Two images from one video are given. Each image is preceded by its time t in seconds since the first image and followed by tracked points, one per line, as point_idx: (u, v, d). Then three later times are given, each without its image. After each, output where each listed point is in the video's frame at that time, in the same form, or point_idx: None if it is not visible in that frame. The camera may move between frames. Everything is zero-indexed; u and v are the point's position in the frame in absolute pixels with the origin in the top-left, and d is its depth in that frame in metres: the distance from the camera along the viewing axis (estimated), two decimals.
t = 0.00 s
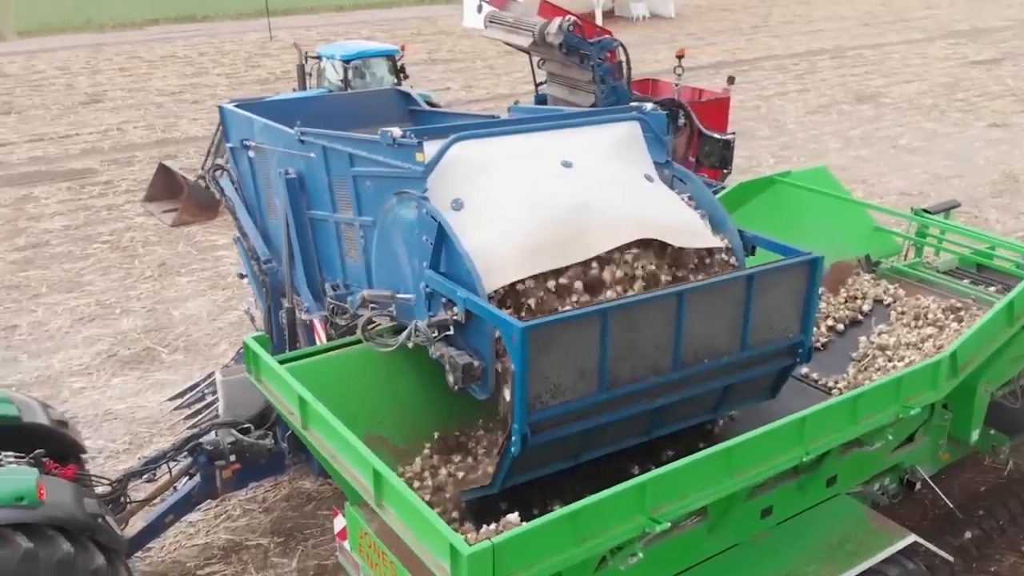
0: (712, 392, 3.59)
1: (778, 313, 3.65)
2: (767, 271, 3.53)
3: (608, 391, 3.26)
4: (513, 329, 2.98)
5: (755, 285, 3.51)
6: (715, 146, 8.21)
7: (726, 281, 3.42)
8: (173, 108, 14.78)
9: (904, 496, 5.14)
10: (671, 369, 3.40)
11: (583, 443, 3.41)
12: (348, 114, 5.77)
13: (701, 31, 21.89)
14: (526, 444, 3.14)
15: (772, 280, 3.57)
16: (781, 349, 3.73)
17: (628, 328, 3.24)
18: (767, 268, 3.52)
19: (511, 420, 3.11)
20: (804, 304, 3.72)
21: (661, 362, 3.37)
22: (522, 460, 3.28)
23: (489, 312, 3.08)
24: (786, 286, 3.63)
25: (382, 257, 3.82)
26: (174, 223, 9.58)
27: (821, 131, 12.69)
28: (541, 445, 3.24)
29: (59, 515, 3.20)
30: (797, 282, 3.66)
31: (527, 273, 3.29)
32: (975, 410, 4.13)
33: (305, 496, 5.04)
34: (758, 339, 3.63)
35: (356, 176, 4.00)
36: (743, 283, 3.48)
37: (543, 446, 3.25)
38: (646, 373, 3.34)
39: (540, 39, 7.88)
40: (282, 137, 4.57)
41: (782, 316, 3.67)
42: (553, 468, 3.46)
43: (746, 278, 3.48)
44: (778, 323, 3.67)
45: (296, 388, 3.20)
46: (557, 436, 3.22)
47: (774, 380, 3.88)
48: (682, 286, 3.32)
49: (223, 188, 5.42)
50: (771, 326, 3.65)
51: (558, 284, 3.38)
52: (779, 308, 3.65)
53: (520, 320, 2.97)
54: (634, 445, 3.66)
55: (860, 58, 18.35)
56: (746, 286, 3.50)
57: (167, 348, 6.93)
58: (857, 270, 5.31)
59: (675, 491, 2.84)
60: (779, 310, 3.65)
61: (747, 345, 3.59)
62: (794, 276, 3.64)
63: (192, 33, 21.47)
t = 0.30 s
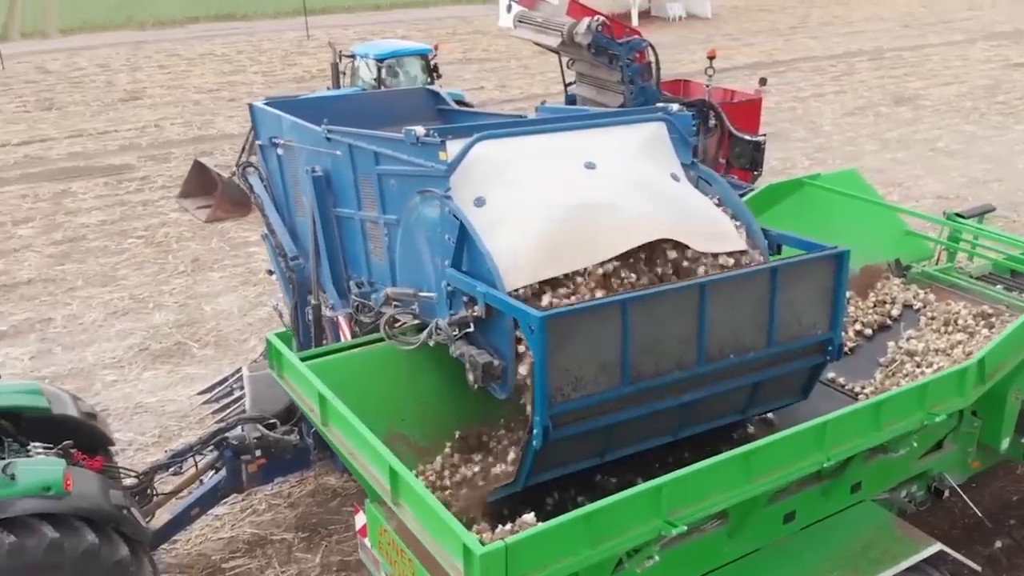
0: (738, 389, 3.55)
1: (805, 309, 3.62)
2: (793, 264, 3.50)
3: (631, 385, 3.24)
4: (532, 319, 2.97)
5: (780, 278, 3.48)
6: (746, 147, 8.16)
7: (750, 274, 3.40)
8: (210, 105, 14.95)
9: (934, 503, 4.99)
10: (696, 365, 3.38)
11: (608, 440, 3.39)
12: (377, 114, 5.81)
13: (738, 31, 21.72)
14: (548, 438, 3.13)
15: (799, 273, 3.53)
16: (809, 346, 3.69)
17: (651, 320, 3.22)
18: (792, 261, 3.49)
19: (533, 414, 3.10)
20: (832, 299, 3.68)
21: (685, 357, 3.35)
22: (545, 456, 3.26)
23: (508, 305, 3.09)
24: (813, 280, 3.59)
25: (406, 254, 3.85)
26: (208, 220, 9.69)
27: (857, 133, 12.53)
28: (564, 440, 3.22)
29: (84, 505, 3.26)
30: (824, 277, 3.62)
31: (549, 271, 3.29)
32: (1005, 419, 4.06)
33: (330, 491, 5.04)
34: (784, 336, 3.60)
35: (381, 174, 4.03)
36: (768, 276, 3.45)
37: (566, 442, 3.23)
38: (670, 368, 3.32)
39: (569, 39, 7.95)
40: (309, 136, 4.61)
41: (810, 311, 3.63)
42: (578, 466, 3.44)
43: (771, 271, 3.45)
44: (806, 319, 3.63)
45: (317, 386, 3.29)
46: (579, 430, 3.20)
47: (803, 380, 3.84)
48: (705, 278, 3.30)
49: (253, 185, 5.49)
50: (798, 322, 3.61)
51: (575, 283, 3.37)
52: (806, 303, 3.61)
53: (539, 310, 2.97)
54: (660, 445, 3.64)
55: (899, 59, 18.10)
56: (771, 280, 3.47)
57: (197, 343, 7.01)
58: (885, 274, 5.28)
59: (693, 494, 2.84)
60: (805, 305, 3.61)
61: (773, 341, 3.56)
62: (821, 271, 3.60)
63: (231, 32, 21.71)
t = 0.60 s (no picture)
0: (761, 387, 3.52)
1: (828, 306, 3.58)
2: (814, 259, 3.47)
3: (649, 381, 3.22)
4: (547, 311, 2.97)
5: (801, 274, 3.45)
6: (770, 148, 8.11)
7: (770, 268, 3.37)
8: (237, 104, 15.06)
9: (956, 509, 4.84)
10: (716, 361, 3.35)
11: (627, 438, 3.37)
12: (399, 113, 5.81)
13: (765, 32, 21.57)
14: (566, 433, 3.11)
15: (820, 269, 3.51)
16: (833, 344, 3.65)
17: (669, 314, 3.21)
18: (813, 257, 3.46)
19: (549, 409, 3.10)
20: (855, 296, 3.64)
21: (705, 353, 3.33)
22: (563, 453, 3.25)
23: (524, 299, 3.09)
24: (835, 276, 3.56)
25: (426, 253, 3.86)
26: (234, 217, 9.76)
27: (884, 135, 12.40)
28: (582, 436, 3.21)
29: (105, 499, 3.29)
30: (847, 273, 3.59)
31: (567, 268, 3.29)
32: None
33: (349, 488, 5.06)
34: (806, 333, 3.56)
35: (401, 173, 4.05)
36: (788, 271, 3.42)
37: (584, 439, 3.22)
38: (689, 364, 3.30)
39: (591, 39, 7.96)
40: (332, 134, 4.63)
41: (832, 308, 3.59)
42: (598, 465, 3.42)
43: (791, 266, 3.43)
44: (828, 316, 3.60)
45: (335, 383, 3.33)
46: (598, 427, 3.19)
47: (828, 380, 3.80)
48: (723, 273, 3.29)
49: (276, 183, 5.52)
50: (821, 319, 3.58)
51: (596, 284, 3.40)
52: (828, 299, 3.57)
53: (554, 302, 2.96)
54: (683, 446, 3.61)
55: (927, 60, 17.90)
56: (792, 275, 3.44)
57: (221, 339, 7.06)
58: (908, 277, 5.17)
59: (708, 498, 2.84)
60: (828, 302, 3.58)
61: (795, 338, 3.53)
62: (843, 266, 3.57)
63: (259, 31, 21.86)
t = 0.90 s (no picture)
0: (779, 391, 3.50)
1: (847, 309, 3.56)
2: (834, 262, 3.45)
3: (665, 384, 3.21)
4: (563, 314, 2.97)
5: (821, 277, 3.43)
6: (791, 149, 8.06)
7: (789, 271, 3.35)
8: (260, 102, 15.15)
9: (974, 514, 4.69)
10: (733, 365, 3.34)
11: (643, 441, 3.36)
12: (419, 112, 5.83)
13: (788, 32, 21.45)
14: (580, 436, 3.11)
15: (840, 272, 3.48)
16: (852, 347, 3.62)
17: (685, 316, 3.19)
18: (833, 260, 3.44)
19: (564, 411, 3.09)
20: (875, 300, 3.61)
21: (722, 356, 3.31)
22: (578, 455, 3.25)
23: (539, 299, 3.09)
24: (855, 278, 3.54)
25: (443, 253, 3.88)
26: (256, 215, 9.81)
27: (907, 136, 12.30)
28: (597, 439, 3.20)
29: (123, 495, 3.33)
30: (867, 276, 3.56)
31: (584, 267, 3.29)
32: None
33: (365, 486, 5.08)
34: (825, 337, 3.54)
35: (420, 172, 4.06)
36: (808, 274, 3.40)
37: (600, 441, 3.22)
38: (706, 368, 3.29)
39: (612, 39, 7.95)
40: (352, 134, 4.65)
41: (852, 311, 3.57)
42: (613, 467, 3.42)
43: (811, 269, 3.40)
44: (848, 320, 3.57)
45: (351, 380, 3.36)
46: (613, 430, 3.18)
47: (847, 383, 3.77)
48: (741, 275, 3.27)
49: (296, 181, 5.55)
50: (841, 322, 3.55)
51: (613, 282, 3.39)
52: (847, 302, 3.55)
53: (570, 305, 2.96)
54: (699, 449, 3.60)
55: (951, 62, 17.73)
56: (811, 278, 3.42)
57: (240, 336, 7.11)
58: (929, 281, 5.15)
59: (724, 501, 2.84)
60: (847, 304, 3.55)
61: (814, 342, 3.51)
62: (863, 269, 3.54)
63: (283, 30, 21.97)
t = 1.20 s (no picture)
0: (791, 393, 3.49)
1: (859, 310, 3.54)
2: (847, 263, 3.43)
3: (675, 385, 3.20)
4: (574, 314, 2.96)
5: (833, 278, 3.41)
6: (803, 149, 8.02)
7: (801, 272, 3.34)
8: (273, 102, 15.19)
9: (984, 518, 4.66)
10: (744, 366, 3.33)
11: (654, 441, 3.35)
12: (431, 112, 5.83)
13: (801, 32, 21.37)
14: (590, 436, 3.10)
15: (852, 273, 3.46)
16: (864, 349, 3.60)
17: (696, 317, 3.18)
18: (845, 260, 3.42)
19: (574, 411, 3.09)
20: (887, 301, 3.59)
21: (733, 357, 3.30)
22: (587, 456, 3.24)
23: (549, 299, 3.09)
24: (867, 279, 3.52)
25: (455, 254, 3.88)
26: (267, 214, 9.84)
27: (920, 137, 12.23)
28: (607, 440, 3.19)
29: (133, 493, 3.34)
30: (879, 277, 3.54)
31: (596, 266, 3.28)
32: None
33: (373, 485, 5.09)
34: (837, 338, 3.52)
35: (431, 172, 4.06)
36: (820, 275, 3.38)
37: (610, 442, 3.21)
38: (716, 369, 3.28)
39: (624, 39, 7.94)
40: (364, 133, 4.66)
41: (864, 312, 3.55)
42: (623, 468, 3.41)
43: (823, 269, 3.39)
44: (860, 321, 3.55)
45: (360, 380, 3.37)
46: (623, 430, 3.17)
47: (859, 385, 3.75)
48: (753, 275, 3.26)
49: (308, 180, 5.56)
50: (853, 323, 3.53)
51: (624, 280, 3.38)
52: (859, 303, 3.53)
53: (581, 305, 2.95)
54: (709, 450, 3.59)
55: (965, 62, 17.61)
56: (823, 279, 3.40)
57: (251, 334, 7.13)
58: (941, 282, 5.12)
59: (733, 503, 2.83)
60: (859, 305, 3.53)
61: (826, 343, 3.49)
62: (875, 270, 3.52)
63: (296, 29, 22.02)
